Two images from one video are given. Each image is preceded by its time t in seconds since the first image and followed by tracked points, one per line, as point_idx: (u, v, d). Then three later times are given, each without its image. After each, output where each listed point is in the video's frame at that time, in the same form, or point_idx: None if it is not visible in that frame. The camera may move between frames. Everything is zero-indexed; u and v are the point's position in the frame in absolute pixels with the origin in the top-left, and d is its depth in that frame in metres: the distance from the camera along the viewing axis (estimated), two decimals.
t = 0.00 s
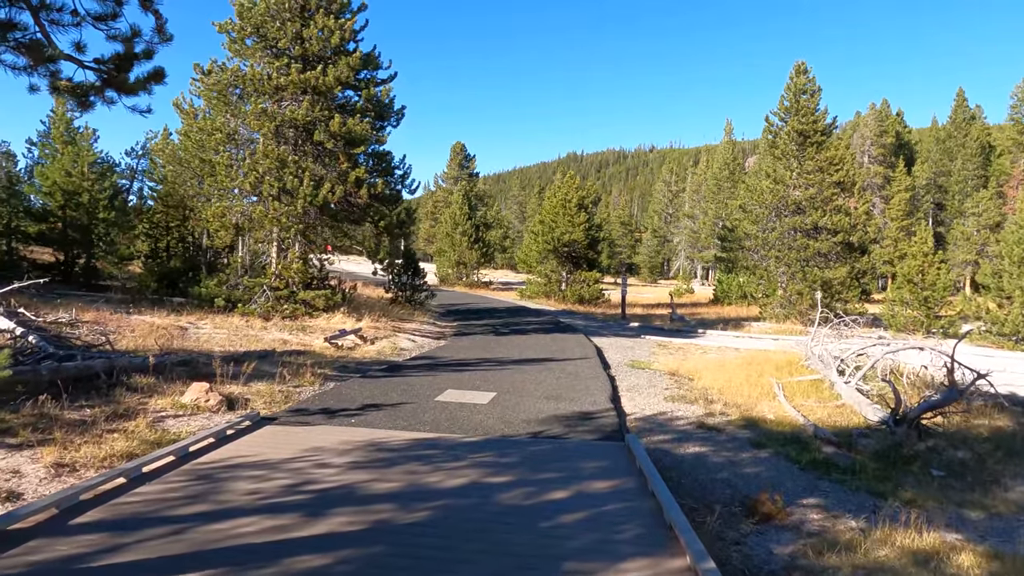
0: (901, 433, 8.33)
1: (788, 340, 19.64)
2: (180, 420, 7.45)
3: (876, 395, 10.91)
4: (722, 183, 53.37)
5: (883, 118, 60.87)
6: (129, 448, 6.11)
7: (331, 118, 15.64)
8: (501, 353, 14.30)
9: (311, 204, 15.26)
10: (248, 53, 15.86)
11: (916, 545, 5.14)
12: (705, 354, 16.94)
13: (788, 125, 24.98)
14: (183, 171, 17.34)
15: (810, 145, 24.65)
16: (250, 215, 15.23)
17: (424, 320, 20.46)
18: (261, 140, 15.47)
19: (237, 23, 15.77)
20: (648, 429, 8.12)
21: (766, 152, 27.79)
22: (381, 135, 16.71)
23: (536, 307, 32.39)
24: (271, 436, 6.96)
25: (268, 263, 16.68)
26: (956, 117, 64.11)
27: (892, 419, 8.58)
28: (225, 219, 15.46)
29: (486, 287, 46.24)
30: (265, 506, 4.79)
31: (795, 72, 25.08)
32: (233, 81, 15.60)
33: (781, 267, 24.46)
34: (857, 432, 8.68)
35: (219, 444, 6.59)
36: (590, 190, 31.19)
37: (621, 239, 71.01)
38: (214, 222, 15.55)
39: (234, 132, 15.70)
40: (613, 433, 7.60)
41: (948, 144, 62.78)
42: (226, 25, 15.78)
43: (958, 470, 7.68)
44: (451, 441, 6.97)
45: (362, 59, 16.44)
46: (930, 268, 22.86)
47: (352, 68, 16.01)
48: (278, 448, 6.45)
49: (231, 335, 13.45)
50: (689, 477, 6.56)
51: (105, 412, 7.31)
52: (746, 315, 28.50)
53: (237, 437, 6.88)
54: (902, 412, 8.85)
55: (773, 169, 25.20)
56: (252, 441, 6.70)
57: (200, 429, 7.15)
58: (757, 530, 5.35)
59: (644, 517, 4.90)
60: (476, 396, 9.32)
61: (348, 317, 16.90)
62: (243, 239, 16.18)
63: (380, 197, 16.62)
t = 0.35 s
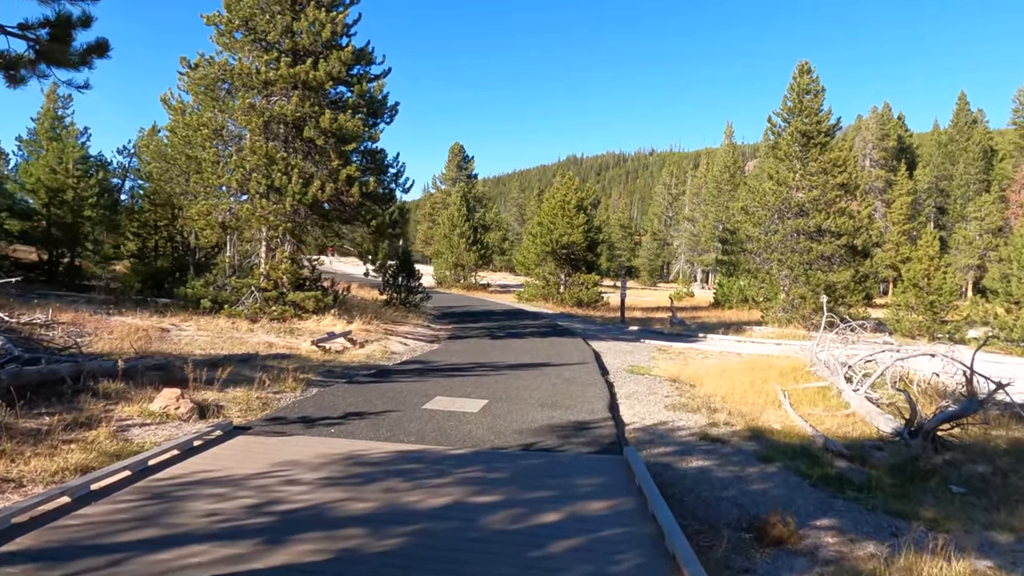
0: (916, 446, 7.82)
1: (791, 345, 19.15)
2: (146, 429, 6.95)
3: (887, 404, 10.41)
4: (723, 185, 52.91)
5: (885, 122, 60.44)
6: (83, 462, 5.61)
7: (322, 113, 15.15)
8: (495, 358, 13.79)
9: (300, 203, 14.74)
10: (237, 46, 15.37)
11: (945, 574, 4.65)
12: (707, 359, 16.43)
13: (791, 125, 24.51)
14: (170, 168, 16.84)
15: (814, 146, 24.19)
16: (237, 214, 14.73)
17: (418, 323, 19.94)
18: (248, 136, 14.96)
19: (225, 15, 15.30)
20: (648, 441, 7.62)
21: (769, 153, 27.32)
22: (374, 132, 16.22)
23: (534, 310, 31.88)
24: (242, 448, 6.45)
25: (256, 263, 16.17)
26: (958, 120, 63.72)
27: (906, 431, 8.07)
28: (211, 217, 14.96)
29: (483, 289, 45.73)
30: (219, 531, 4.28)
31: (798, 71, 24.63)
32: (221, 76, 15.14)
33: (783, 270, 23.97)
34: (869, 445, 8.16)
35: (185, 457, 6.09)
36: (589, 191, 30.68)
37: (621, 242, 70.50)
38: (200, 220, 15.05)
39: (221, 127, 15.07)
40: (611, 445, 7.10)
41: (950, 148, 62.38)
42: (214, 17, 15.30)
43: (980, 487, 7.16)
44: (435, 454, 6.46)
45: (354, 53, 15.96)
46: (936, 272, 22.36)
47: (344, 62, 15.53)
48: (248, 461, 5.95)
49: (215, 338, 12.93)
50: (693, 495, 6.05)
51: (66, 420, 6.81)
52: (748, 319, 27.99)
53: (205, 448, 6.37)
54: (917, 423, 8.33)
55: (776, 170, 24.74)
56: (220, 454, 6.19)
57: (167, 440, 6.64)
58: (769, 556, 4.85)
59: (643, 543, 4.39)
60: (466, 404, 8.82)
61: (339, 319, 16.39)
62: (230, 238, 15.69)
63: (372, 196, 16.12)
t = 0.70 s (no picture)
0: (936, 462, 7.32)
1: (795, 350, 18.64)
2: (108, 443, 6.43)
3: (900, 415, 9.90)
4: (723, 187, 52.44)
5: (887, 124, 60.00)
6: (30, 483, 5.09)
7: (312, 110, 14.67)
8: (490, 364, 13.28)
9: (289, 202, 14.23)
10: (225, 41, 14.91)
11: None
12: (709, 365, 15.92)
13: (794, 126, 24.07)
14: (156, 166, 16.36)
15: (817, 147, 23.72)
16: (224, 214, 14.28)
17: (412, 326, 19.42)
18: (236, 133, 14.49)
19: (213, 9, 14.82)
20: (650, 457, 7.11)
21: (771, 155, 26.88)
22: (366, 130, 15.73)
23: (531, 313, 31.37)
24: (209, 466, 5.93)
25: (244, 265, 15.67)
26: (959, 123, 63.38)
27: (924, 446, 7.56)
28: (195, 216, 14.67)
29: (481, 291, 45.23)
30: (166, 568, 3.77)
31: (802, 71, 24.19)
32: (208, 71, 14.66)
33: (786, 273, 23.48)
34: (885, 462, 7.67)
35: (145, 476, 5.57)
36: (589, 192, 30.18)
37: (620, 245, 70.01)
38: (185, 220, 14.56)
39: (207, 123, 14.58)
40: (610, 463, 6.58)
41: (951, 151, 61.92)
42: (200, 10, 14.81)
43: (1007, 508, 6.64)
44: (420, 474, 5.94)
45: (346, 49, 15.48)
46: (943, 276, 21.89)
47: (335, 58, 15.05)
48: (213, 482, 5.43)
49: (198, 342, 12.41)
50: (700, 521, 5.53)
51: (21, 434, 6.29)
52: (749, 323, 27.48)
53: (169, 466, 5.85)
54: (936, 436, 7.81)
55: (778, 172, 24.28)
56: (184, 474, 5.68)
57: (129, 456, 6.13)
58: None
59: None
60: (456, 416, 8.30)
61: (329, 323, 15.87)
62: (217, 238, 15.39)
63: (364, 196, 15.61)
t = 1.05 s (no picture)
0: (964, 477, 6.81)
1: (802, 353, 18.13)
2: (72, 457, 5.92)
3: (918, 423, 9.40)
4: (725, 187, 51.87)
5: (890, 124, 59.44)
6: None
7: (305, 104, 14.17)
8: (488, 367, 12.77)
9: (280, 198, 13.73)
10: (215, 33, 14.40)
11: None
12: (715, 369, 15.40)
13: (800, 123, 23.59)
14: (144, 162, 15.86)
15: (824, 144, 23.24)
16: (213, 212, 13.80)
17: (408, 327, 18.91)
18: (226, 127, 13.98)
19: None
20: (658, 472, 6.60)
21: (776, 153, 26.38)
22: (362, 125, 15.23)
23: (531, 314, 30.86)
24: (179, 482, 5.43)
25: (235, 264, 15.18)
26: (963, 123, 62.85)
27: (950, 459, 7.05)
28: (183, 214, 14.10)
29: (480, 292, 44.70)
30: None
31: (808, 67, 23.71)
32: (198, 64, 14.19)
33: (792, 274, 22.97)
34: (910, 475, 7.15)
35: (107, 495, 5.05)
36: (590, 190, 29.65)
37: (621, 245, 69.47)
38: (173, 218, 14.08)
39: (196, 117, 14.11)
40: (615, 479, 6.06)
41: (955, 150, 61.39)
42: None
43: None
44: (408, 493, 5.43)
45: (340, 41, 14.99)
46: (953, 277, 21.37)
47: (329, 50, 14.57)
48: (180, 503, 4.92)
49: (183, 345, 11.91)
50: (716, 546, 5.02)
51: None
52: (753, 325, 26.97)
53: (135, 483, 5.35)
54: (961, 448, 7.29)
55: (784, 170, 23.78)
56: (151, 493, 5.18)
57: (93, 471, 5.62)
58: None
59: None
60: (451, 425, 7.79)
61: (322, 324, 15.38)
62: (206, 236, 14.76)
63: (358, 193, 15.11)
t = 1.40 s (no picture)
0: (994, 493, 6.25)
1: (808, 358, 17.59)
2: (19, 470, 5.36)
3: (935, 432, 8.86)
4: (726, 188, 51.32)
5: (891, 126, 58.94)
6: None
7: (294, 97, 13.65)
8: (482, 372, 12.24)
9: (267, 194, 13.20)
10: (202, 23, 13.92)
11: None
12: (719, 373, 14.85)
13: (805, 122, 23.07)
14: (128, 158, 15.36)
15: (829, 143, 22.74)
16: (198, 209, 13.27)
17: (402, 330, 18.35)
18: (211, 121, 13.48)
19: None
20: (663, 487, 6.06)
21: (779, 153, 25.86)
22: (353, 120, 14.71)
23: (529, 316, 30.32)
24: (132, 501, 4.88)
25: (221, 263, 14.65)
26: (965, 125, 62.38)
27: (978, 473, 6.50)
28: (165, 210, 13.68)
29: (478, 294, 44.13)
30: None
31: (813, 65, 23.22)
32: (182, 55, 13.68)
33: (796, 276, 22.44)
34: (934, 491, 6.61)
35: (46, 516, 4.50)
36: (590, 190, 29.02)
37: (620, 247, 68.90)
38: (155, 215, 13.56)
39: (180, 110, 13.59)
40: (616, 497, 5.52)
41: (957, 153, 60.90)
42: None
43: None
44: (385, 513, 4.88)
45: (331, 32, 14.48)
46: (961, 279, 20.85)
47: (319, 42, 14.05)
48: (127, 526, 4.37)
49: (162, 347, 11.36)
50: (730, 574, 4.47)
51: None
52: (756, 328, 26.42)
53: (82, 502, 4.80)
54: (988, 461, 6.73)
55: (788, 169, 23.25)
56: (97, 513, 4.62)
57: (38, 487, 5.06)
58: None
59: None
60: (439, 434, 7.24)
61: (311, 326, 14.84)
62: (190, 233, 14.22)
63: (349, 190, 14.58)
